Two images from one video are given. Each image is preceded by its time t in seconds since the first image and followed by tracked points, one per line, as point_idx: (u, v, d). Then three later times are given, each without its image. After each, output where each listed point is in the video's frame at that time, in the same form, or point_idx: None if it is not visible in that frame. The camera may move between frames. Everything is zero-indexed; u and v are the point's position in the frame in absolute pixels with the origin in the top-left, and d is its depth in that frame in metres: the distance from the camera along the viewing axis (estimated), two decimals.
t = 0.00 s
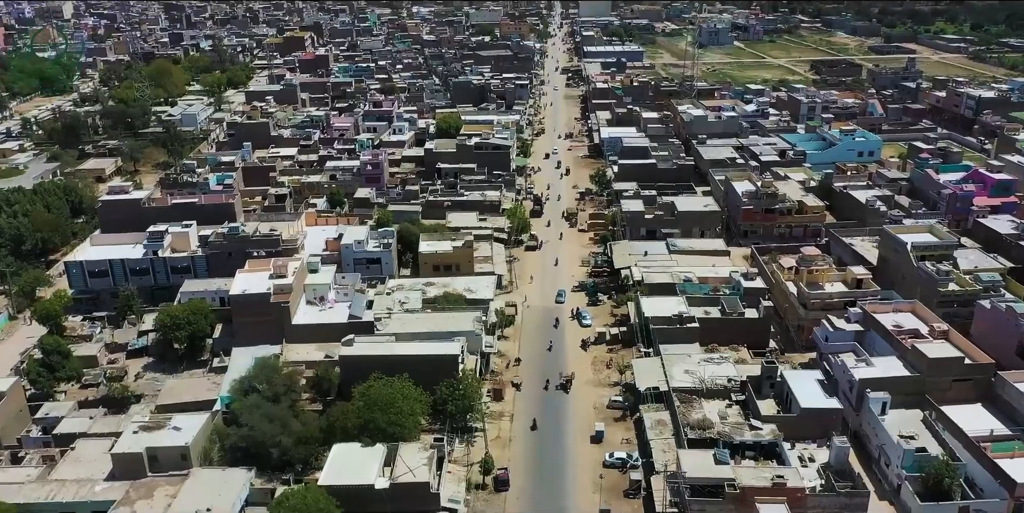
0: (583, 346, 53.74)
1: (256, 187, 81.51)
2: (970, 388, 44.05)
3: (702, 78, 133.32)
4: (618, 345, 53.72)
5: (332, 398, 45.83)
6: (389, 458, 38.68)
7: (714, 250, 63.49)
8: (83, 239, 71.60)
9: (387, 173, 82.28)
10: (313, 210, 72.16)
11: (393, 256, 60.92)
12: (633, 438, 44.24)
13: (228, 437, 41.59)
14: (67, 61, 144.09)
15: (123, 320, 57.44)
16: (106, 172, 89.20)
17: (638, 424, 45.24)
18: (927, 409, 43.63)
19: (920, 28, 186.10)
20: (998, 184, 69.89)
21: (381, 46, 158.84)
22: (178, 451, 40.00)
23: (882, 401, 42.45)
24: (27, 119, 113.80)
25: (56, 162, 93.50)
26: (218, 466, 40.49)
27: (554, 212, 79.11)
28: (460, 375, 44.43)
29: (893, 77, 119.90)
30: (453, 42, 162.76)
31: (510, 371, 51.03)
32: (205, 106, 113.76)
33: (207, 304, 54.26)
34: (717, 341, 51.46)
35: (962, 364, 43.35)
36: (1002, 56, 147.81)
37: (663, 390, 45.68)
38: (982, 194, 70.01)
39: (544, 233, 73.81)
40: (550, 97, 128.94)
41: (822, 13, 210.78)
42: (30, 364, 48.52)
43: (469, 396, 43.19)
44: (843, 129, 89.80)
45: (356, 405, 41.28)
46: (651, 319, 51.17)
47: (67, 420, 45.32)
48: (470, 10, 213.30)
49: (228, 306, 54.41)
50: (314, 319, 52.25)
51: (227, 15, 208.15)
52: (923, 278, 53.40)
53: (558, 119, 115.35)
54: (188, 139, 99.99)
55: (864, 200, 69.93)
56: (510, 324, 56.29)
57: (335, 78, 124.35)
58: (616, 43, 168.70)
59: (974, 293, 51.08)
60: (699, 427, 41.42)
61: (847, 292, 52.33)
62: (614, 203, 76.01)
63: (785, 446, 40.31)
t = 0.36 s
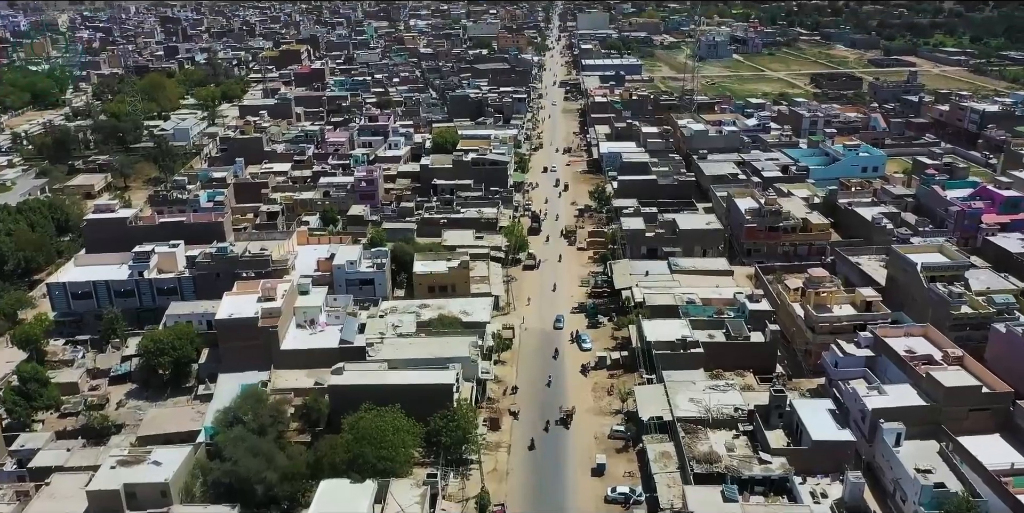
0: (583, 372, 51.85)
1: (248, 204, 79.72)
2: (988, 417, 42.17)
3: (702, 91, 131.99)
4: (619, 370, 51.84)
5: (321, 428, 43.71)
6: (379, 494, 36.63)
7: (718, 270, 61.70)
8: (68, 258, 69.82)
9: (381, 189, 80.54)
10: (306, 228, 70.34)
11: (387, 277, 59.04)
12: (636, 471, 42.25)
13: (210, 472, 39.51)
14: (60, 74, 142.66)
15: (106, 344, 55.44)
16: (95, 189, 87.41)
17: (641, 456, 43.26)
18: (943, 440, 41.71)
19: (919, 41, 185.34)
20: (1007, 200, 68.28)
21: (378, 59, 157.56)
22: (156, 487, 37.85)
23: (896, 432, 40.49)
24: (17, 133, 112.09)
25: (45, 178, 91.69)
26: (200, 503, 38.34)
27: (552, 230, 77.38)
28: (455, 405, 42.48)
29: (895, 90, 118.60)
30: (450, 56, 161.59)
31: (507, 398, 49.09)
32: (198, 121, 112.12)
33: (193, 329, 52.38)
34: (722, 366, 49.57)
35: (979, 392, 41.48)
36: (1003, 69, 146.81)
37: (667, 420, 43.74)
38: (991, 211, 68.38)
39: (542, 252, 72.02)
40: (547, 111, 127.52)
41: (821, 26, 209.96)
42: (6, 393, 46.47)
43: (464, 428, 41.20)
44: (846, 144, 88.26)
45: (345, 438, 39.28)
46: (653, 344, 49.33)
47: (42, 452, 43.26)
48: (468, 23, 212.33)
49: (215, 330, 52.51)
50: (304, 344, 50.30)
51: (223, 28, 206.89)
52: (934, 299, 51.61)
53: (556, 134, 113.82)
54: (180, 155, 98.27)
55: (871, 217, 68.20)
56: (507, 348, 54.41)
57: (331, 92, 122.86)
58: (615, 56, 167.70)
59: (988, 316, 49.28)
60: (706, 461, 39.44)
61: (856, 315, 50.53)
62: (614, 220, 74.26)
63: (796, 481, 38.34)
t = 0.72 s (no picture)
0: (584, 397, 49.98)
1: (241, 221, 78.06)
2: (1008, 447, 40.36)
3: (702, 104, 130.80)
4: (621, 396, 50.01)
5: (310, 460, 42.09)
6: None
7: (722, 289, 59.94)
8: (56, 275, 68.17)
9: (377, 205, 78.91)
10: (299, 245, 68.68)
11: (382, 297, 57.27)
12: (640, 505, 40.35)
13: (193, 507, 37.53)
14: (54, 87, 141.27)
15: (91, 368, 53.52)
16: (86, 204, 85.74)
17: (646, 489, 41.37)
18: (961, 472, 39.87)
19: (920, 54, 184.71)
20: (1018, 217, 66.76)
21: (376, 72, 156.44)
22: None
23: (913, 463, 38.54)
24: (9, 147, 110.49)
25: (35, 194, 89.98)
26: None
27: (552, 246, 75.75)
28: (451, 435, 40.62)
29: (898, 103, 117.42)
30: (449, 68, 160.54)
31: (505, 425, 47.23)
32: (193, 135, 110.59)
33: (179, 353, 50.50)
34: (728, 392, 47.81)
35: (999, 422, 39.66)
36: (1005, 81, 145.75)
37: (673, 449, 41.86)
38: (1001, 228, 66.86)
39: (541, 270, 70.31)
40: (547, 124, 126.20)
41: (821, 39, 209.45)
42: None
43: (461, 460, 39.28)
44: (851, 159, 86.81)
45: (335, 473, 37.39)
46: (657, 369, 47.54)
47: (19, 484, 41.29)
48: (466, 36, 211.69)
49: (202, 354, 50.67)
50: (295, 368, 48.46)
51: (220, 40, 205.79)
52: (948, 321, 49.88)
53: (556, 147, 112.36)
54: (173, 169, 96.66)
55: (878, 234, 66.58)
56: (505, 371, 52.58)
57: (328, 105, 121.47)
58: (615, 69, 166.67)
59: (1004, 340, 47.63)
60: (714, 495, 37.56)
61: (867, 338, 48.82)
62: (615, 237, 72.64)
63: None
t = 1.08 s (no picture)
0: (586, 425, 47.98)
1: (233, 238, 76.24)
2: None
3: (703, 118, 129.37)
4: (624, 424, 48.01)
5: (299, 493, 40.34)
6: None
7: (729, 310, 58.03)
8: (41, 294, 66.22)
9: (373, 222, 77.08)
10: (292, 264, 66.84)
11: (376, 319, 55.33)
12: None
13: None
14: (49, 101, 139.85)
15: (73, 393, 51.54)
16: (76, 221, 83.94)
17: None
18: (982, 509, 37.90)
19: (921, 68, 183.69)
20: None
21: (374, 86, 155.14)
22: None
23: (935, 497, 36.25)
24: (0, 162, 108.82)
25: (24, 210, 88.12)
26: None
27: (552, 265, 73.91)
28: (446, 469, 38.59)
29: (901, 117, 115.98)
30: (448, 82, 159.28)
31: (503, 455, 45.16)
32: (187, 149, 108.95)
33: (163, 378, 48.53)
34: (736, 419, 45.81)
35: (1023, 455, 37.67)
36: (1008, 95, 144.50)
37: (679, 483, 39.82)
38: (1013, 246, 65.03)
39: (541, 289, 68.45)
40: (546, 139, 124.65)
41: (822, 52, 208.67)
42: None
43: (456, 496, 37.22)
44: (857, 175, 85.15)
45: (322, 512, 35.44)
46: (662, 397, 45.58)
47: None
48: (466, 49, 210.73)
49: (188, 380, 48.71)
50: (285, 394, 46.48)
51: (218, 54, 204.69)
52: (964, 346, 47.97)
53: (556, 162, 110.76)
54: (166, 185, 94.98)
55: (887, 252, 64.74)
56: (503, 397, 50.55)
57: (325, 119, 119.99)
58: (615, 82, 165.49)
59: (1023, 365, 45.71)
60: None
61: (881, 364, 46.92)
62: (617, 255, 70.83)
63: None
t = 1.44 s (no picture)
0: (588, 454, 45.95)
1: (226, 255, 74.41)
2: None
3: (705, 132, 127.90)
4: (628, 452, 45.99)
5: None
6: None
7: (735, 332, 56.11)
8: (26, 314, 64.27)
9: (369, 239, 75.29)
10: (285, 283, 64.98)
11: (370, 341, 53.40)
12: None
13: None
14: (44, 115, 138.53)
15: (55, 420, 49.54)
16: (65, 237, 82.13)
17: None
18: None
19: (923, 81, 182.66)
20: None
21: (373, 100, 153.87)
22: None
23: None
24: None
25: (13, 226, 86.26)
26: None
27: (552, 283, 72.05)
28: (441, 504, 36.55)
29: (905, 131, 114.57)
30: (447, 95, 158.07)
31: (502, 487, 43.06)
32: (182, 164, 107.35)
33: (146, 404, 46.57)
34: (744, 449, 43.86)
35: None
36: (1012, 109, 143.21)
37: None
38: None
39: (541, 309, 66.58)
40: (546, 153, 123.17)
41: (823, 66, 207.85)
42: None
43: None
44: (863, 190, 83.45)
45: None
46: (667, 425, 43.59)
47: None
48: (465, 63, 209.99)
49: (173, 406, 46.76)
50: (274, 422, 44.52)
51: (216, 67, 203.89)
52: (981, 370, 46.05)
53: (556, 177, 109.17)
54: (159, 200, 93.27)
55: (897, 270, 62.91)
56: (502, 424, 48.49)
57: (322, 134, 118.52)
58: (615, 96, 164.23)
59: None
60: None
61: (895, 390, 44.99)
62: (619, 274, 69.00)
63: None
